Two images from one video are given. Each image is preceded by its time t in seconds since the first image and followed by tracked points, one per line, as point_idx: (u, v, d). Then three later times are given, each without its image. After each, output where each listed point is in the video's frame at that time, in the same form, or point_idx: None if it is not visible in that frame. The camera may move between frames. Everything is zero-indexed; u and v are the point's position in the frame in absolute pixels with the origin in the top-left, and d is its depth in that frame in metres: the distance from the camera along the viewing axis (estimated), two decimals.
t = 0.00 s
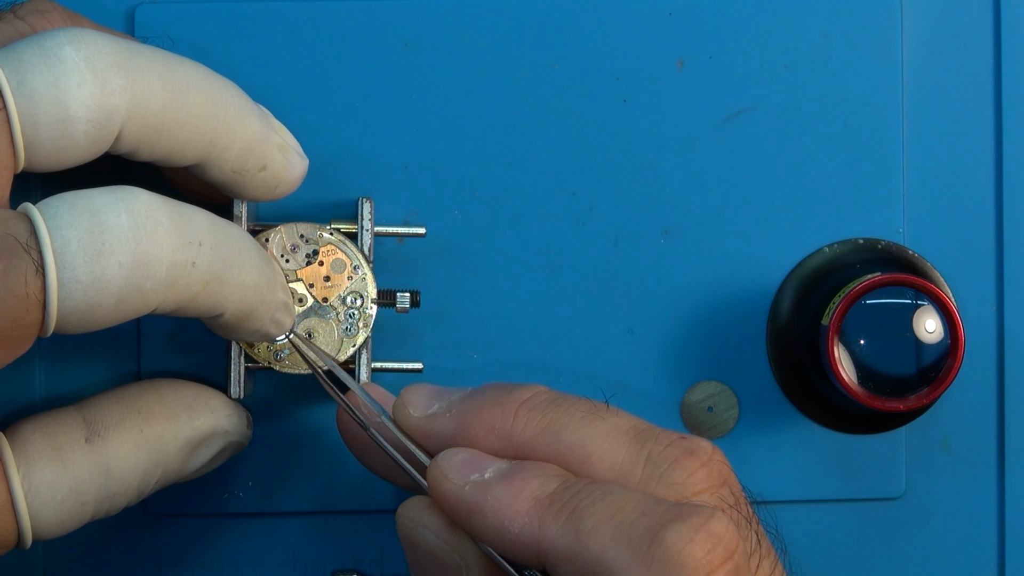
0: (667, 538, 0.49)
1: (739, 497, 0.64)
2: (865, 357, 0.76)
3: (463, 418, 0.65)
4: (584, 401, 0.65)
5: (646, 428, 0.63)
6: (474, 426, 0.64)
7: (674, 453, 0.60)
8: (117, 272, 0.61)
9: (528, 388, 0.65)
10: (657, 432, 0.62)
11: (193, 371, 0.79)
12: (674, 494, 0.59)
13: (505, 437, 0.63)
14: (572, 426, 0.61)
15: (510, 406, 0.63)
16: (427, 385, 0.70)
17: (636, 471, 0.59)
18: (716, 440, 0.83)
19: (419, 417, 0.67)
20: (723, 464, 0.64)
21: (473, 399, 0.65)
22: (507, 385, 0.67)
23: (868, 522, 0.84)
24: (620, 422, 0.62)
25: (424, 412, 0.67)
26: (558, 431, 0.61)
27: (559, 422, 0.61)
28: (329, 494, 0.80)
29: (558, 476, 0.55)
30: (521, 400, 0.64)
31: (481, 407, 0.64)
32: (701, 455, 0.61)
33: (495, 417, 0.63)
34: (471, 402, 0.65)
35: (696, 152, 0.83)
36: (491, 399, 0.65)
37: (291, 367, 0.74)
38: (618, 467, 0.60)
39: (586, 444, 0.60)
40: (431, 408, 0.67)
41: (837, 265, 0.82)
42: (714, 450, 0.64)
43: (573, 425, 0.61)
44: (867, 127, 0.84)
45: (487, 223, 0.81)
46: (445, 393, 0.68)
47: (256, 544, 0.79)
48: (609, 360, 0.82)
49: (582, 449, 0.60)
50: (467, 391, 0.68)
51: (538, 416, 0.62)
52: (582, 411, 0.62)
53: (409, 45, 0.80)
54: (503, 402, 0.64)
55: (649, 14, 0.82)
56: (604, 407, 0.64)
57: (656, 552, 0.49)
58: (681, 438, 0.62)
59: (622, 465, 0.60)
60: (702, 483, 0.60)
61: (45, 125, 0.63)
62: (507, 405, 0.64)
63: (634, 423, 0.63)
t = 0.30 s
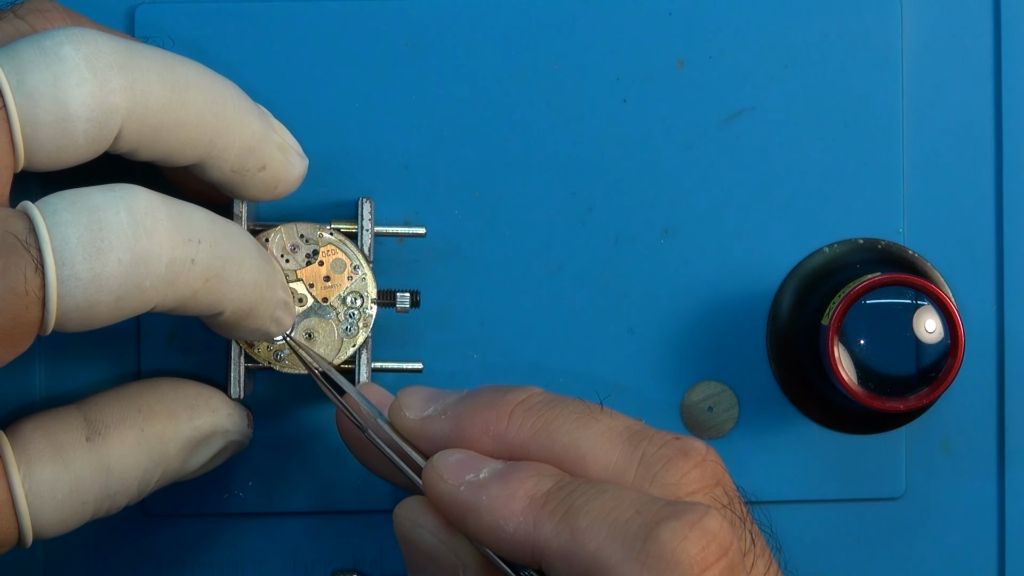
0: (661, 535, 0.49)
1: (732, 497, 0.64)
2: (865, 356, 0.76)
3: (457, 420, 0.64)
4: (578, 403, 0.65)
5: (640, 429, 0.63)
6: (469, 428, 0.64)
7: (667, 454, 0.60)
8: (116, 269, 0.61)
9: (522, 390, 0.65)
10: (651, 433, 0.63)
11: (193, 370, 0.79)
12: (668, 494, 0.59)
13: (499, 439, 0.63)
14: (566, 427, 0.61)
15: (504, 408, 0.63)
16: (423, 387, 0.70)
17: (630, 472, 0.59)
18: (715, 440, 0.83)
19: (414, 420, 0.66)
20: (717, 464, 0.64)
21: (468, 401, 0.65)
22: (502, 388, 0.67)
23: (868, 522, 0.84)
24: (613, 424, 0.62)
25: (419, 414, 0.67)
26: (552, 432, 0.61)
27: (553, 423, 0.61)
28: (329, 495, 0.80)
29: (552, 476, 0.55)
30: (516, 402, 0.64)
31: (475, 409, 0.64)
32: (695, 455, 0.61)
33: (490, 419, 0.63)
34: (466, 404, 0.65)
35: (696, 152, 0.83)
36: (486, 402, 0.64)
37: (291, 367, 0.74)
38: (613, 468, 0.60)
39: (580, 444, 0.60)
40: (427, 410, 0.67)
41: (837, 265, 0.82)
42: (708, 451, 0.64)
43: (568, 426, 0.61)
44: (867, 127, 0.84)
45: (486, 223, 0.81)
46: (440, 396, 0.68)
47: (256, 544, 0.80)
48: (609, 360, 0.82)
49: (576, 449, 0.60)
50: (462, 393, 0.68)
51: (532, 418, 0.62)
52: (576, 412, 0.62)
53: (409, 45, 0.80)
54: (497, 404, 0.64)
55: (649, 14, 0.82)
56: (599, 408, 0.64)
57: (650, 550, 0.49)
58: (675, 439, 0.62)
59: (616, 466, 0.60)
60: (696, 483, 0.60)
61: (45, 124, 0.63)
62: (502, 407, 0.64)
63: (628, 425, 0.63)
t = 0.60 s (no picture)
0: (665, 536, 0.49)
1: (738, 496, 0.64)
2: (865, 356, 0.76)
3: (462, 418, 0.65)
4: (584, 401, 0.65)
5: (645, 428, 0.63)
6: (474, 425, 0.64)
7: (673, 453, 0.60)
8: (116, 268, 0.61)
9: (528, 388, 0.65)
10: (656, 431, 0.62)
11: (193, 371, 0.79)
12: (673, 493, 0.59)
13: (504, 437, 0.63)
14: (571, 425, 0.61)
15: (510, 405, 0.64)
16: (428, 384, 0.70)
17: (635, 471, 0.59)
18: (715, 440, 0.83)
19: (419, 416, 0.67)
20: (723, 463, 0.64)
21: (473, 399, 0.65)
22: (509, 384, 0.67)
23: (868, 522, 0.84)
24: (619, 422, 0.62)
25: (425, 410, 0.67)
26: (557, 430, 0.61)
27: (558, 421, 0.61)
28: (329, 494, 0.80)
29: (557, 474, 0.55)
30: (521, 400, 0.64)
31: (481, 406, 0.65)
32: (701, 454, 0.61)
33: (495, 417, 0.63)
34: (471, 401, 0.65)
35: (696, 152, 0.83)
36: (492, 398, 0.65)
37: (291, 367, 0.74)
38: (617, 467, 0.60)
39: (585, 443, 0.60)
40: (432, 407, 0.67)
41: (837, 265, 0.82)
42: (714, 450, 0.64)
43: (572, 424, 0.61)
44: (867, 127, 0.84)
45: (486, 223, 0.81)
46: (445, 392, 0.68)
47: (256, 544, 0.79)
48: (609, 360, 0.82)
49: (581, 448, 0.60)
50: (468, 390, 0.68)
51: (538, 415, 0.63)
52: (581, 411, 0.62)
53: (409, 45, 0.80)
54: (503, 402, 0.64)
55: (649, 14, 0.82)
56: (604, 407, 0.64)
57: (654, 549, 0.49)
58: (680, 438, 0.62)
59: (621, 464, 0.60)
60: (701, 483, 0.60)
61: (45, 124, 0.63)
62: (507, 405, 0.64)
63: (634, 423, 0.63)
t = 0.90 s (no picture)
0: (665, 537, 0.49)
1: (738, 497, 0.64)
2: (865, 356, 0.76)
3: (464, 418, 0.65)
4: (584, 403, 0.65)
5: (646, 429, 0.63)
6: (475, 427, 0.64)
7: (673, 454, 0.60)
8: (116, 265, 0.61)
9: (528, 389, 0.65)
10: (656, 433, 0.62)
11: (193, 371, 0.79)
12: (673, 495, 0.59)
13: (505, 438, 0.63)
14: (572, 427, 0.61)
15: (510, 407, 0.64)
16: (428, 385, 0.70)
17: (635, 472, 0.59)
18: (715, 440, 0.83)
19: (419, 418, 0.67)
20: (723, 464, 0.63)
21: (473, 400, 0.66)
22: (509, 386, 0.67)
23: (868, 522, 0.84)
24: (619, 423, 0.62)
25: (425, 412, 0.67)
26: (558, 431, 0.61)
27: (559, 422, 0.61)
28: (329, 494, 0.80)
29: (557, 476, 0.55)
30: (522, 401, 0.64)
31: (482, 407, 0.65)
32: (701, 455, 0.61)
33: (496, 418, 0.63)
34: (472, 403, 0.65)
35: (696, 152, 0.83)
36: (492, 400, 0.65)
37: (291, 367, 0.74)
38: (618, 468, 0.60)
39: (586, 444, 0.60)
40: (432, 408, 0.67)
41: (837, 265, 0.82)
42: (714, 451, 0.64)
43: (573, 426, 0.61)
44: (867, 127, 0.84)
45: (486, 223, 0.81)
46: (446, 394, 0.68)
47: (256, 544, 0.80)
48: (609, 360, 0.82)
49: (581, 449, 0.60)
50: (468, 391, 0.68)
51: (538, 417, 0.63)
52: (581, 412, 0.62)
53: (409, 45, 0.80)
54: (503, 404, 0.64)
55: (649, 14, 0.82)
56: (604, 408, 0.64)
57: (654, 551, 0.49)
58: (681, 439, 0.62)
59: (622, 466, 0.60)
60: (702, 484, 0.60)
61: (45, 125, 0.63)
62: (508, 406, 0.64)
63: (634, 425, 0.63)
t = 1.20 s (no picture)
0: (662, 538, 0.49)
1: (735, 498, 0.64)
2: (865, 356, 0.76)
3: (460, 420, 0.65)
4: (581, 404, 0.65)
5: (642, 430, 0.63)
6: (471, 429, 0.64)
7: (669, 455, 0.61)
8: (120, 268, 0.61)
9: (525, 391, 0.65)
10: (653, 434, 0.63)
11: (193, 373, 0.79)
12: (668, 497, 0.59)
13: (502, 440, 0.63)
14: (568, 428, 0.61)
15: (506, 408, 0.64)
16: (424, 387, 0.70)
17: (631, 474, 0.60)
18: (715, 440, 0.83)
19: (415, 421, 0.66)
20: (719, 465, 0.64)
21: (470, 402, 0.66)
22: (505, 388, 0.67)
23: (868, 521, 0.84)
24: (616, 425, 0.62)
25: (421, 415, 0.67)
26: (554, 433, 0.61)
27: (555, 424, 0.62)
28: (329, 494, 0.80)
29: (553, 478, 0.55)
30: (518, 403, 0.64)
31: (478, 409, 0.65)
32: (697, 457, 0.61)
33: (492, 420, 0.63)
34: (469, 404, 0.65)
35: (696, 152, 0.83)
36: (488, 402, 0.65)
37: (291, 367, 0.74)
38: (614, 469, 0.60)
39: (581, 446, 0.60)
40: (428, 411, 0.66)
41: (837, 264, 0.82)
42: (711, 452, 0.64)
43: (569, 428, 0.61)
44: (867, 127, 0.84)
45: (486, 223, 0.81)
46: (442, 396, 0.68)
47: (256, 544, 0.80)
48: (609, 360, 0.82)
49: (577, 451, 0.60)
50: (465, 393, 0.68)
51: (535, 419, 0.63)
52: (577, 414, 0.62)
53: (409, 45, 0.80)
54: (499, 406, 0.64)
55: (649, 14, 0.82)
56: (600, 410, 0.64)
57: (651, 552, 0.49)
58: (677, 441, 0.62)
59: (618, 467, 0.60)
60: (698, 485, 0.60)
61: (48, 130, 0.63)
62: (504, 409, 0.64)
63: (630, 426, 0.63)
